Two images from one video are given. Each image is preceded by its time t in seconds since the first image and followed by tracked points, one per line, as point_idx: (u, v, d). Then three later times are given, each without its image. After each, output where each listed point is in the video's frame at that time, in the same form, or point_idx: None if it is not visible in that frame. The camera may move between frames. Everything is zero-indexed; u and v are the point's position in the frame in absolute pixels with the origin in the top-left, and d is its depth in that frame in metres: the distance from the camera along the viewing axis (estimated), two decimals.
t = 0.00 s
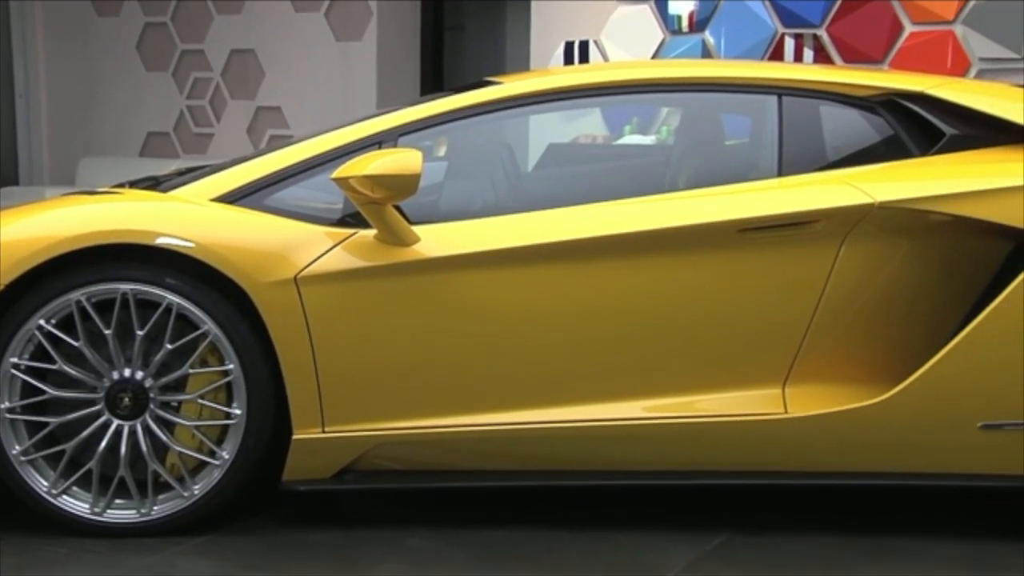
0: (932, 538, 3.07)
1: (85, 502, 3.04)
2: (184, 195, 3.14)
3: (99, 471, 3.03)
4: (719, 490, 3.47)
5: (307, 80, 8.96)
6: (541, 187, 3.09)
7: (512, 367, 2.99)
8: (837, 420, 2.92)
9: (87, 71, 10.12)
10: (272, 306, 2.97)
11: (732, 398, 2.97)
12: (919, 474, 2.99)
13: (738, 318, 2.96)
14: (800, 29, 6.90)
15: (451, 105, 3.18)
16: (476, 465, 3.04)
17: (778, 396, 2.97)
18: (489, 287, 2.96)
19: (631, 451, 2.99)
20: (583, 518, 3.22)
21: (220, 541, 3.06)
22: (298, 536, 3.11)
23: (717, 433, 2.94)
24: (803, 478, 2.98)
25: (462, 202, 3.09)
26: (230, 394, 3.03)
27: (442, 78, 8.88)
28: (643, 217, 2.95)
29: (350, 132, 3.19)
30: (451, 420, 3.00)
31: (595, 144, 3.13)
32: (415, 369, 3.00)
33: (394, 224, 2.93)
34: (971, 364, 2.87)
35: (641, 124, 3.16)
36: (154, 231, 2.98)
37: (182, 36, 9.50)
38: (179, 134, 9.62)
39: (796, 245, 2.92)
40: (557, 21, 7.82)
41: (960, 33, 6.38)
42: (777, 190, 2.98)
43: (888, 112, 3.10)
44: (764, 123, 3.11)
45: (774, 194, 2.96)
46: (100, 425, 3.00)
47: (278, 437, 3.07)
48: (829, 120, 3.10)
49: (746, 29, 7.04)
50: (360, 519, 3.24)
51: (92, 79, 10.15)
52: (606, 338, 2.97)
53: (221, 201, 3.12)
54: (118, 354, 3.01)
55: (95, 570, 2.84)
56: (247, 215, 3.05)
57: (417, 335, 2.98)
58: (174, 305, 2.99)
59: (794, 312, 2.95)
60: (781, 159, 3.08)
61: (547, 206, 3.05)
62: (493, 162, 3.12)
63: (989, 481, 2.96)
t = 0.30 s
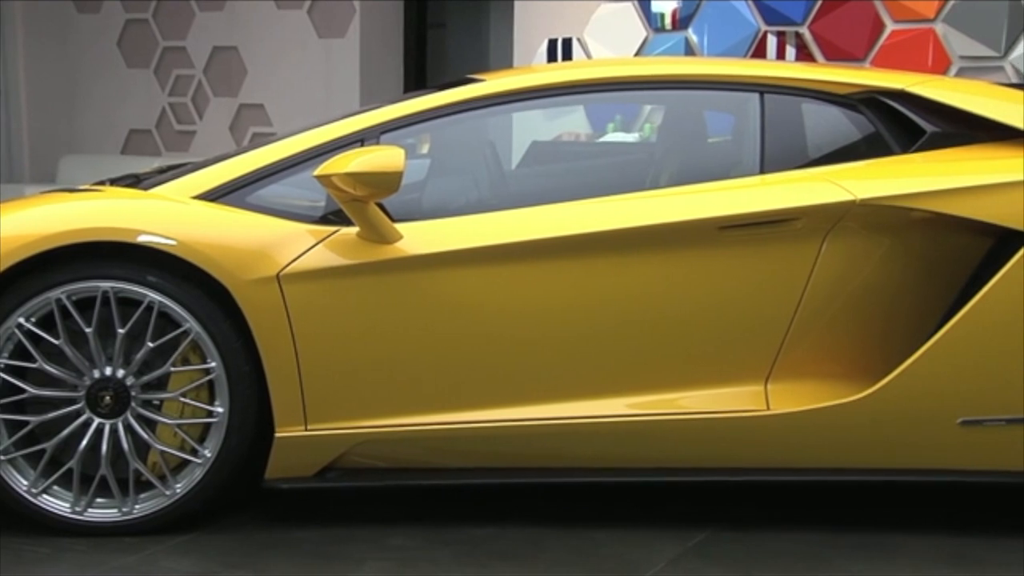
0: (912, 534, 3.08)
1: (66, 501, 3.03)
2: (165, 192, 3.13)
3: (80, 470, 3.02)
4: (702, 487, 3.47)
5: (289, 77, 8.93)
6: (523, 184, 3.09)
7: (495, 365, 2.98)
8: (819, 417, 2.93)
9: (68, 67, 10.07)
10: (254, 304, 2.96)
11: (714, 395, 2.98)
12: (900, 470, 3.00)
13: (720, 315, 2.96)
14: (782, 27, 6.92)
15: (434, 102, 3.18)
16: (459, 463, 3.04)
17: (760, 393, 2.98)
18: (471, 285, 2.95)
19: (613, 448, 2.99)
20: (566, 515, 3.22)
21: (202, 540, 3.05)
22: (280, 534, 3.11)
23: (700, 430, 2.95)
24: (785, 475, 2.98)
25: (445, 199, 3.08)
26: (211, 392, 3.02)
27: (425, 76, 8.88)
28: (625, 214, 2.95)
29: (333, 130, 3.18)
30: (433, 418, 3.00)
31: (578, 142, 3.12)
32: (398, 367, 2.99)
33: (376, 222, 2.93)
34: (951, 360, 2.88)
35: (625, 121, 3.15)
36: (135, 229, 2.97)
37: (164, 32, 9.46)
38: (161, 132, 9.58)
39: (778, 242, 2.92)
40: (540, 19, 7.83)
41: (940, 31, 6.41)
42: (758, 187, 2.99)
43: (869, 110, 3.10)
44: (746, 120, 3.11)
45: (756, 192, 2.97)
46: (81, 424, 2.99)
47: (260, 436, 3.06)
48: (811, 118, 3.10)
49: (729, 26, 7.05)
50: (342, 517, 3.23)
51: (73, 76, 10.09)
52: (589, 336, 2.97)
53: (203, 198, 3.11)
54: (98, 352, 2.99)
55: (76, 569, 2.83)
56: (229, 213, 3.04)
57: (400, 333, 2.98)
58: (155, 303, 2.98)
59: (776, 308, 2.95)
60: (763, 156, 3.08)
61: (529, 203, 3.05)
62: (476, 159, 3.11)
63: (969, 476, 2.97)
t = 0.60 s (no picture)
0: (889, 530, 3.10)
1: (41, 502, 3.01)
2: (141, 191, 3.11)
3: (55, 471, 3.00)
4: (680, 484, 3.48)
5: (267, 76, 8.90)
6: (501, 183, 3.08)
7: (473, 363, 2.98)
8: (795, 415, 2.94)
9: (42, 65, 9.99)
10: (231, 303, 2.95)
11: (692, 392, 2.98)
12: (876, 467, 3.01)
13: (698, 313, 2.96)
14: (759, 26, 6.94)
15: (412, 100, 3.17)
16: (437, 462, 3.03)
17: (737, 391, 2.98)
18: (449, 284, 2.95)
19: (592, 447, 2.99)
20: (544, 514, 3.22)
21: (179, 540, 3.04)
22: (258, 534, 3.10)
23: (678, 428, 2.96)
24: (762, 472, 2.99)
25: (423, 198, 3.08)
26: (188, 392, 3.01)
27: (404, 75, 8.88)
28: (603, 213, 2.95)
29: (311, 128, 3.17)
30: (412, 416, 3.00)
31: (557, 140, 3.12)
32: (376, 365, 2.99)
33: (354, 221, 2.92)
34: (926, 357, 2.90)
35: (604, 119, 3.17)
36: (111, 227, 2.95)
37: (141, 30, 9.41)
38: (137, 130, 9.52)
39: (755, 240, 2.93)
40: (517, 20, 7.79)
41: (916, 31, 6.49)
42: (735, 186, 2.99)
43: (845, 108, 3.11)
44: (723, 119, 3.12)
45: (733, 190, 2.97)
46: (56, 424, 2.98)
47: (237, 435, 3.05)
48: (788, 116, 3.11)
49: (707, 25, 7.07)
50: (320, 517, 3.22)
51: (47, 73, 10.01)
52: (567, 334, 2.98)
53: (179, 197, 3.09)
54: (74, 352, 2.98)
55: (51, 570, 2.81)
56: (206, 212, 3.03)
57: (378, 331, 2.97)
58: (131, 302, 2.97)
59: (753, 306, 2.96)
60: (741, 154, 3.08)
61: (507, 202, 3.05)
62: (453, 158, 3.11)
63: (944, 473, 2.99)
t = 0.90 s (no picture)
0: (870, 528, 3.11)
1: (20, 504, 3.00)
2: (121, 191, 3.10)
3: (34, 472, 2.99)
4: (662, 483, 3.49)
5: (248, 75, 8.88)
6: (483, 182, 3.08)
7: (455, 363, 2.98)
8: (777, 414, 2.94)
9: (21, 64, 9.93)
10: (212, 303, 2.94)
11: (674, 392, 2.99)
12: (857, 466, 3.02)
13: (680, 313, 2.97)
14: (741, 26, 6.96)
15: (394, 100, 3.17)
16: (419, 462, 3.03)
17: (719, 390, 2.99)
18: (431, 284, 2.95)
19: (574, 446, 3.00)
20: (526, 514, 3.22)
21: (160, 541, 3.03)
22: (239, 534, 3.09)
23: (660, 427, 2.96)
24: (744, 472, 3.00)
25: (405, 198, 3.07)
26: (169, 392, 3.00)
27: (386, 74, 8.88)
28: (585, 213, 2.95)
29: (292, 127, 3.16)
30: (394, 416, 2.99)
31: (540, 141, 3.12)
32: (358, 365, 2.98)
33: (336, 221, 2.92)
34: (906, 356, 2.91)
35: (586, 119, 3.15)
36: (91, 228, 2.94)
37: (121, 30, 9.37)
38: (118, 130, 9.47)
39: (736, 240, 2.94)
40: (499, 19, 7.80)
41: (896, 32, 6.53)
42: (717, 185, 3.00)
43: (826, 108, 3.12)
44: (705, 118, 3.12)
45: (715, 189, 2.98)
46: (35, 425, 2.96)
47: (219, 436, 3.04)
48: (769, 116, 3.12)
49: (689, 25, 7.09)
50: (302, 517, 3.21)
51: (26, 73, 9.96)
52: (549, 334, 2.98)
53: (160, 197, 3.08)
54: (54, 353, 2.97)
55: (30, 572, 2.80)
56: (187, 212, 3.02)
57: (359, 331, 2.97)
58: (111, 302, 2.95)
59: (735, 305, 2.96)
60: (722, 154, 3.09)
61: (489, 201, 3.04)
62: (435, 157, 3.10)
63: (925, 471, 3.01)
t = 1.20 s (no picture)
0: (850, 526, 3.13)
1: None
2: (98, 191, 3.09)
3: (11, 474, 2.97)
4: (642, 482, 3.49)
5: (228, 75, 8.84)
6: (464, 182, 3.08)
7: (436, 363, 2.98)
8: (757, 413, 2.95)
9: None
10: (191, 304, 2.92)
11: (655, 391, 2.99)
12: (836, 465, 3.04)
13: (660, 312, 2.97)
14: (721, 26, 6.98)
15: (374, 100, 3.16)
16: (400, 462, 3.03)
17: (700, 389, 2.99)
18: (412, 284, 2.95)
19: (555, 446, 3.00)
20: (507, 513, 3.22)
21: (139, 543, 3.02)
22: (219, 535, 3.08)
23: (640, 426, 2.97)
24: (723, 471, 3.01)
25: (385, 198, 3.07)
26: (148, 393, 2.98)
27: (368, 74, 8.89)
28: (565, 213, 2.95)
29: (272, 127, 3.15)
30: (374, 416, 2.99)
31: (519, 141, 3.14)
32: (338, 365, 2.98)
33: (315, 221, 2.91)
34: (885, 355, 2.93)
35: (567, 119, 3.17)
36: (69, 228, 2.92)
37: (100, 29, 9.32)
38: (97, 129, 9.42)
39: (716, 239, 2.94)
40: (480, 19, 7.81)
41: (875, 32, 6.57)
42: (697, 185, 3.00)
43: (805, 108, 3.13)
44: (685, 118, 3.13)
45: (695, 189, 2.98)
46: (13, 427, 2.95)
47: (199, 436, 3.03)
48: (749, 116, 3.13)
49: (669, 25, 7.10)
50: (282, 518, 3.21)
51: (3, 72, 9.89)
52: (530, 333, 2.98)
53: (139, 197, 3.06)
54: (31, 354, 2.95)
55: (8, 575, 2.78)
56: (166, 212, 3.01)
57: (339, 331, 2.96)
58: (89, 303, 2.94)
59: (716, 305, 2.97)
60: (702, 154, 3.09)
61: (470, 201, 3.04)
62: (416, 157, 3.10)
63: (904, 469, 3.02)
